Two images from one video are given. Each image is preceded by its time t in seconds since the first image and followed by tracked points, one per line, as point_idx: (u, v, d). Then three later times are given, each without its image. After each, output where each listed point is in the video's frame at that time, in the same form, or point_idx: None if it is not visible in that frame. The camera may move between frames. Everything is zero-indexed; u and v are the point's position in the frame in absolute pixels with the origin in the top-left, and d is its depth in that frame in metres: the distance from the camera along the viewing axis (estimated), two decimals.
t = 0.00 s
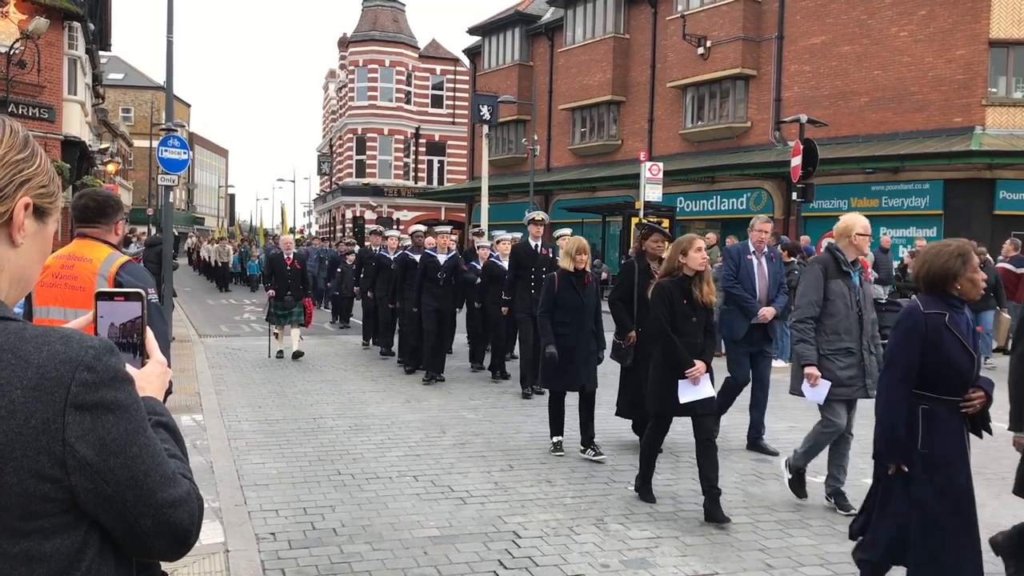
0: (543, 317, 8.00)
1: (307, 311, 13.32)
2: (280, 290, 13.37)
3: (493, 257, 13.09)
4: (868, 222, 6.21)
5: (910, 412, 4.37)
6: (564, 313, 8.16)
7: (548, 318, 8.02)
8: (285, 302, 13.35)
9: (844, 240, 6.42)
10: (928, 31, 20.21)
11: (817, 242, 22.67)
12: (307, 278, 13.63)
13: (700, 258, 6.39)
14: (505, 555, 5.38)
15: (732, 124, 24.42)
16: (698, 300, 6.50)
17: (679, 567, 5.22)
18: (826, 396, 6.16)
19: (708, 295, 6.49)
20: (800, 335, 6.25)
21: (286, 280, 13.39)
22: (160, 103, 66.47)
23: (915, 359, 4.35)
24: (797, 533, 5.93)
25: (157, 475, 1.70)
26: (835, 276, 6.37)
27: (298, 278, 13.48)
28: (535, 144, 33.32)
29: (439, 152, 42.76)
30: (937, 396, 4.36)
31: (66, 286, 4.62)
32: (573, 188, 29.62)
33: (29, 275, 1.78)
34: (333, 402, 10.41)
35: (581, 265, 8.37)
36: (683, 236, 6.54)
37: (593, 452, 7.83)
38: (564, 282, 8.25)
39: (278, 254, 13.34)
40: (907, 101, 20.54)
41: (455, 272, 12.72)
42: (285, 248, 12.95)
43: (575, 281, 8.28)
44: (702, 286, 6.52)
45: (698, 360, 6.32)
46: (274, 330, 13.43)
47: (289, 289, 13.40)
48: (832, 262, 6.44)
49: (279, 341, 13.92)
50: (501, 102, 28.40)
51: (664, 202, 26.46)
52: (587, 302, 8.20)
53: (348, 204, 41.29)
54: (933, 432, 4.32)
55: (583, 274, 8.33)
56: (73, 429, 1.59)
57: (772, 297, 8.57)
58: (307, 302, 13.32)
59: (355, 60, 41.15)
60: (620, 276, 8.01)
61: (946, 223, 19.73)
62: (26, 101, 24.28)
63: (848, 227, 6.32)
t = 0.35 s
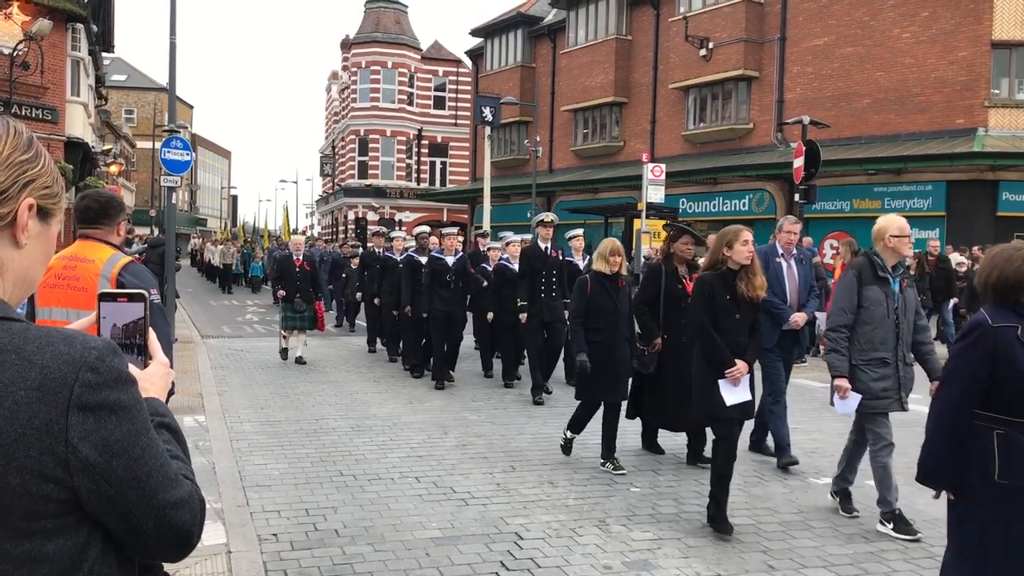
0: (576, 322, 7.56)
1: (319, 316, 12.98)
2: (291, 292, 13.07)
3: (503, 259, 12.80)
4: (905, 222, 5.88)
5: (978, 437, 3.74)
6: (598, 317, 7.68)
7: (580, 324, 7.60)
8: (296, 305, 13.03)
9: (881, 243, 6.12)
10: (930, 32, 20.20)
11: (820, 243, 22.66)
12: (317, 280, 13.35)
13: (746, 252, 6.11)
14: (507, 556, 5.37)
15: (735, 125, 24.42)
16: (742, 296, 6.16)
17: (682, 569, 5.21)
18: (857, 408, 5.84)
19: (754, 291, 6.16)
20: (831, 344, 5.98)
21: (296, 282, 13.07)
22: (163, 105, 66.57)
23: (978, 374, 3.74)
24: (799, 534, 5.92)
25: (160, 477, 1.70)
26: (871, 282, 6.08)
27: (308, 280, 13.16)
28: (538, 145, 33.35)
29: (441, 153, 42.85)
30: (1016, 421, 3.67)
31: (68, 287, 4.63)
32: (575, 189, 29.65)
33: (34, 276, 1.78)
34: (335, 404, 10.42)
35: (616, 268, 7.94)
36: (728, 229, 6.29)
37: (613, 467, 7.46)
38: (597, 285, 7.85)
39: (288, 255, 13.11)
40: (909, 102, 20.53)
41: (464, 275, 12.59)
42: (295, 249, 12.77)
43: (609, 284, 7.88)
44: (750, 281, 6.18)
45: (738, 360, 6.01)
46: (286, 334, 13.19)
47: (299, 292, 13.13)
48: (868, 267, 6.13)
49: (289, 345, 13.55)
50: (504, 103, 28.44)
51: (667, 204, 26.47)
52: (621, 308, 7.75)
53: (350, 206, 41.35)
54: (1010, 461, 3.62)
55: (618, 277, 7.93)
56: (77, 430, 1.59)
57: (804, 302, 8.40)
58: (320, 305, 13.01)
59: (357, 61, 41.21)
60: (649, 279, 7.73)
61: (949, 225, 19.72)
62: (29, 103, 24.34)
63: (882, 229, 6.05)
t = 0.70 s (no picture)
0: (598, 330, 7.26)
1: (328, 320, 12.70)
2: (297, 296, 12.78)
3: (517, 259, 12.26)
4: (952, 216, 5.63)
5: None
6: (622, 323, 7.32)
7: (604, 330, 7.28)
8: (303, 308, 12.74)
9: (928, 239, 5.86)
10: (932, 32, 20.16)
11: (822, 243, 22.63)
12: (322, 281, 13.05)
13: (795, 258, 5.61)
14: (508, 557, 5.36)
15: (737, 125, 24.40)
16: (794, 308, 5.60)
17: (683, 570, 5.20)
18: (915, 413, 5.60)
19: (806, 304, 5.60)
20: (881, 347, 5.70)
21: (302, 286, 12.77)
22: (165, 104, 66.52)
23: None
24: (801, 535, 5.91)
25: (162, 477, 1.68)
26: (918, 281, 5.81)
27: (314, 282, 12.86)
28: (540, 145, 33.33)
29: (443, 153, 42.87)
30: None
31: (69, 286, 4.61)
32: (577, 189, 29.64)
33: (35, 275, 1.76)
34: (336, 404, 10.40)
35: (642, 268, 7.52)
36: (775, 234, 5.76)
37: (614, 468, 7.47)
38: (621, 289, 7.43)
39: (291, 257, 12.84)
40: (912, 102, 20.50)
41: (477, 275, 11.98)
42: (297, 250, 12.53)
43: (634, 287, 7.45)
44: (801, 290, 5.62)
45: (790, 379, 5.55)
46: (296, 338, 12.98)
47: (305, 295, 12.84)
48: (915, 265, 5.86)
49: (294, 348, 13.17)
50: (505, 103, 28.43)
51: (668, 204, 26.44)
52: (648, 313, 7.30)
53: (352, 206, 41.32)
54: None
55: (644, 280, 7.51)
56: (79, 430, 1.57)
57: (836, 303, 8.12)
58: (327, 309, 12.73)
59: (359, 61, 41.20)
60: (677, 278, 7.43)
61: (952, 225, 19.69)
62: (30, 102, 24.33)
63: (928, 224, 5.80)
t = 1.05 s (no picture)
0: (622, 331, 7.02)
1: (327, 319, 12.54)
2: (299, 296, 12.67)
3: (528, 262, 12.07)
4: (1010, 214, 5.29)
5: None
6: (647, 324, 7.10)
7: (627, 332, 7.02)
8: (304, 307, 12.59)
9: (986, 238, 5.49)
10: (933, 32, 20.17)
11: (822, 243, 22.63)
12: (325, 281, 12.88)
13: (852, 257, 5.19)
14: (509, 556, 5.37)
15: (738, 125, 24.41)
16: (848, 310, 5.23)
17: (684, 569, 5.21)
18: (962, 423, 5.27)
19: (859, 304, 5.22)
20: (931, 352, 5.34)
21: (304, 286, 12.65)
22: (166, 104, 66.47)
23: None
24: (802, 535, 5.92)
25: (163, 476, 1.69)
26: (973, 282, 5.44)
27: (316, 282, 12.70)
28: (540, 145, 33.32)
29: (443, 153, 42.89)
30: None
31: (69, 286, 4.62)
32: (578, 189, 29.64)
33: (38, 275, 1.77)
34: (336, 403, 10.42)
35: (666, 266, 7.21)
36: (830, 230, 5.34)
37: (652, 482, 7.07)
38: (645, 288, 7.15)
39: (294, 257, 12.68)
40: (913, 103, 20.50)
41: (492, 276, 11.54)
42: (299, 249, 12.44)
43: (659, 286, 7.16)
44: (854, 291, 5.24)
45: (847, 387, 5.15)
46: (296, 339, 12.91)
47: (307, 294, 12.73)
48: (971, 265, 5.48)
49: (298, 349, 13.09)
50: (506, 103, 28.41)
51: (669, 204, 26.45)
52: (672, 313, 7.09)
53: (352, 206, 41.31)
54: None
55: (669, 277, 7.22)
56: (81, 429, 1.58)
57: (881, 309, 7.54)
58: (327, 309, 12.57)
59: (359, 61, 41.22)
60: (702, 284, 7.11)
61: (952, 225, 19.70)
62: (32, 102, 24.35)
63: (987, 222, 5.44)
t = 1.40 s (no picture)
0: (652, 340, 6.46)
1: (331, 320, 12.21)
2: (302, 297, 12.34)
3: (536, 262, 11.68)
4: None
5: None
6: (677, 332, 6.56)
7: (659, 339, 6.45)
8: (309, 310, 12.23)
9: None
10: (934, 31, 20.15)
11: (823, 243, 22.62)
12: (330, 281, 12.60)
13: (923, 248, 4.70)
14: (510, 556, 5.37)
15: (738, 124, 24.40)
16: (921, 306, 4.73)
17: (685, 569, 5.20)
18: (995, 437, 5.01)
19: (936, 302, 4.72)
20: (972, 359, 5.06)
21: (308, 286, 12.34)
22: (166, 104, 66.42)
23: None
24: (803, 534, 5.91)
25: (165, 475, 1.69)
26: None
27: (320, 282, 12.41)
28: (541, 144, 33.30)
29: (444, 153, 42.87)
30: None
31: (69, 287, 4.62)
32: (579, 188, 29.63)
33: (40, 274, 1.77)
34: (337, 403, 10.40)
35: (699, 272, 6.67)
36: (900, 218, 4.85)
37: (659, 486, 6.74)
38: (676, 293, 6.60)
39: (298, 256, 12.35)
40: (914, 101, 20.49)
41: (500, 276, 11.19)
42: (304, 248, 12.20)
43: (690, 292, 6.61)
44: (928, 286, 4.75)
45: (919, 390, 4.69)
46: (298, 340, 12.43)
47: (311, 296, 12.33)
48: None
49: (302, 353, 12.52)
50: (506, 103, 28.38)
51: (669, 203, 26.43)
52: (705, 320, 6.52)
53: (353, 205, 41.27)
54: None
55: (701, 284, 6.66)
56: (83, 429, 1.58)
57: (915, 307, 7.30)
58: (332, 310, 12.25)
59: (360, 61, 41.20)
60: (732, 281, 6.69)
61: (953, 223, 19.69)
62: (32, 102, 24.36)
63: None
